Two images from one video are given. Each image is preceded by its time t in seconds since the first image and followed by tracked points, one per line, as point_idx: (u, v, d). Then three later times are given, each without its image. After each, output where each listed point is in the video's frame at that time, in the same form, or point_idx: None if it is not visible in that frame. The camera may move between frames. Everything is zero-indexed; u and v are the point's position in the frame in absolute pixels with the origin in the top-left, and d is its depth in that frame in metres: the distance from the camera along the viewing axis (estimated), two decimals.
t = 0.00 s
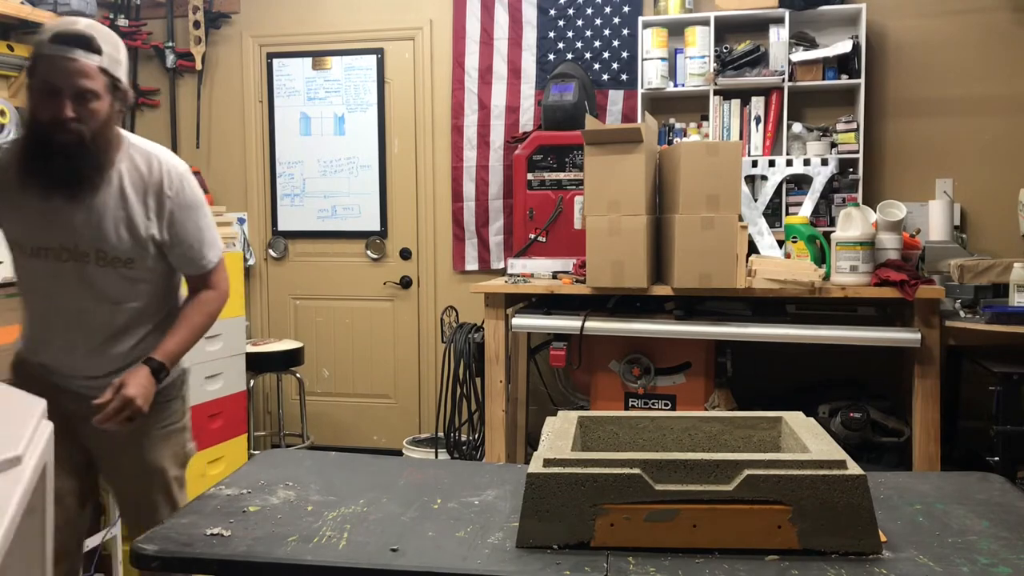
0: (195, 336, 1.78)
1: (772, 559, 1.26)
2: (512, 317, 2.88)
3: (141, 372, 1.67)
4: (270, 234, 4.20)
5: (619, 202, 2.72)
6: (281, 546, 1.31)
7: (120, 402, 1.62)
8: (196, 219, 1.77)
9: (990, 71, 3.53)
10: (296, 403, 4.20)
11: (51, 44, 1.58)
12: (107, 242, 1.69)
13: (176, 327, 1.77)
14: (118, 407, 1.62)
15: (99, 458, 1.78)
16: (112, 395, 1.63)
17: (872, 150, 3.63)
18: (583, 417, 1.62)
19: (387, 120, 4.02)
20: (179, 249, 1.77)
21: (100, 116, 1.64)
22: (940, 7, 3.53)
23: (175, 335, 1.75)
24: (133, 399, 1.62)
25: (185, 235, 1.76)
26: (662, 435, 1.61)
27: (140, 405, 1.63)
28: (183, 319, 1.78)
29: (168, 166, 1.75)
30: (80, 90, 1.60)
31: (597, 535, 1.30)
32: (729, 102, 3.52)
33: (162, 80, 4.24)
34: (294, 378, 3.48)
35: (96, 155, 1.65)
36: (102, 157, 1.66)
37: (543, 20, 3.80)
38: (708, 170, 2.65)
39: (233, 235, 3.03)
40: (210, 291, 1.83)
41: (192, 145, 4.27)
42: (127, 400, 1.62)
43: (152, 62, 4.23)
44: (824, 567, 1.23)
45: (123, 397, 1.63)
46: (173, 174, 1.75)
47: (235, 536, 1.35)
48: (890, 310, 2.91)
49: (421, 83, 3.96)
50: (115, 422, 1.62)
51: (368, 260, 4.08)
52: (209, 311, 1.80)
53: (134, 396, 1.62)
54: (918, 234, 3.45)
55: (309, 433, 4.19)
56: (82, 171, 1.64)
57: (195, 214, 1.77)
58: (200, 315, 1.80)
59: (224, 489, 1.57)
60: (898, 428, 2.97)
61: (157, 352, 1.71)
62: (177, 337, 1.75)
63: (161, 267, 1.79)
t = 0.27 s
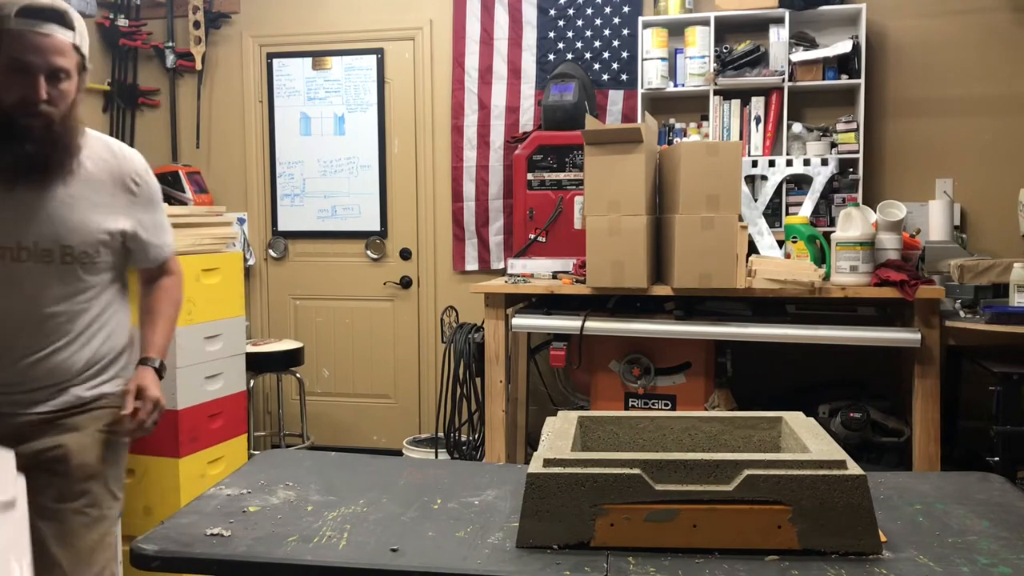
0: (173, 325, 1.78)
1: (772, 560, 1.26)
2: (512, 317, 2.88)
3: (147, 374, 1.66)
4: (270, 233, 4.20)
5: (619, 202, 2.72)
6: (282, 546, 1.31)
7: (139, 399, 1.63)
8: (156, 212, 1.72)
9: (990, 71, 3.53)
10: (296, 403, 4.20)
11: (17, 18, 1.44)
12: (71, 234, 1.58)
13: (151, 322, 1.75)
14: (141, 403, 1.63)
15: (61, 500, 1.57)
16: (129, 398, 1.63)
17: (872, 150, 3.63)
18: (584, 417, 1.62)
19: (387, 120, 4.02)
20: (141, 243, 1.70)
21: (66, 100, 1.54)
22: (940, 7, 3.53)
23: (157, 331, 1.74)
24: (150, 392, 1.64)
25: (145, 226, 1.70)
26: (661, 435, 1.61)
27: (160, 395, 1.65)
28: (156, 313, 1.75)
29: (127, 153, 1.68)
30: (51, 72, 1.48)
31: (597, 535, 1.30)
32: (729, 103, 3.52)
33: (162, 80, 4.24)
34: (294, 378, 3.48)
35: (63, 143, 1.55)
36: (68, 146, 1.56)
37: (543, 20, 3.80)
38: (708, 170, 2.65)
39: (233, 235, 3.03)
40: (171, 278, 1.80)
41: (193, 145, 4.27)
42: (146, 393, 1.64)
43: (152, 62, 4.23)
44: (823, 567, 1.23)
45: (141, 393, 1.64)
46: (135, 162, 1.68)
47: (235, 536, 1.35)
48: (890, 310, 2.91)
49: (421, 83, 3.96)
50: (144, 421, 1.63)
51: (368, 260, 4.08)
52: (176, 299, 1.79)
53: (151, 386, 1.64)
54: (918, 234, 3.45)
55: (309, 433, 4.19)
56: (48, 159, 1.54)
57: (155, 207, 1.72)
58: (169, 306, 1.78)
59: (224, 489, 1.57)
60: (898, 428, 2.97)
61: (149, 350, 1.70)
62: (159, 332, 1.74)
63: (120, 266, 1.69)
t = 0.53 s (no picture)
0: (128, 340, 1.62)
1: (772, 560, 1.26)
2: (512, 317, 2.88)
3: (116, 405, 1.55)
4: (270, 233, 4.20)
5: (619, 202, 2.72)
6: (281, 546, 1.31)
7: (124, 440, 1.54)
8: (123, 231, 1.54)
9: (990, 71, 3.53)
10: (296, 403, 4.20)
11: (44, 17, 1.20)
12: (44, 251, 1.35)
13: (112, 345, 1.57)
14: (123, 442, 1.55)
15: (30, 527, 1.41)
16: (111, 440, 1.53)
17: (872, 150, 3.63)
18: (584, 417, 1.62)
19: (387, 120, 4.02)
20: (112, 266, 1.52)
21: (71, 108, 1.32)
22: (940, 7, 3.53)
23: (118, 353, 1.58)
24: (130, 426, 1.56)
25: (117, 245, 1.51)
26: (661, 435, 1.61)
27: (139, 428, 1.58)
28: (116, 333, 1.58)
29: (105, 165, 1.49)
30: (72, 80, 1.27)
31: (597, 535, 1.30)
32: (729, 103, 3.52)
33: (162, 80, 4.24)
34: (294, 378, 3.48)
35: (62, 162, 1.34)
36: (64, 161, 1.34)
37: (543, 20, 3.80)
38: (708, 170, 2.65)
39: (233, 235, 3.03)
40: (124, 289, 1.58)
41: (192, 145, 4.27)
42: (130, 433, 1.55)
43: (152, 62, 4.23)
44: (823, 566, 1.23)
45: (121, 429, 1.55)
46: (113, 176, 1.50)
47: (235, 536, 1.35)
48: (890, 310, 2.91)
49: (420, 83, 3.96)
50: (128, 460, 1.55)
51: (368, 260, 4.08)
52: (131, 311, 1.60)
53: (132, 423, 1.56)
54: (918, 234, 3.45)
55: (309, 433, 4.19)
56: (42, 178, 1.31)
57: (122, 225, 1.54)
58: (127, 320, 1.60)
59: (223, 489, 1.57)
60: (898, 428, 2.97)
61: (115, 380, 1.56)
62: (119, 354, 1.59)
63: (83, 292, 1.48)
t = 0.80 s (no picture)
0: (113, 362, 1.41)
1: (772, 560, 1.26)
2: (512, 317, 2.88)
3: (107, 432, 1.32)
4: (270, 233, 4.20)
5: (619, 202, 2.72)
6: (281, 546, 1.31)
7: (129, 471, 1.31)
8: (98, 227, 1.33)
9: (990, 71, 3.53)
10: (296, 403, 4.20)
11: None
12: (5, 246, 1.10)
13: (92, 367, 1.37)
14: (130, 474, 1.32)
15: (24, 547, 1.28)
16: (114, 474, 1.30)
17: (872, 150, 3.63)
18: (583, 417, 1.62)
19: (387, 120, 4.02)
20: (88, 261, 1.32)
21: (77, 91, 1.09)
22: (940, 7, 3.53)
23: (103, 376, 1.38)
24: (132, 454, 1.32)
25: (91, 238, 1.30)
26: (661, 435, 1.61)
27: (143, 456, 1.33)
28: (96, 355, 1.38)
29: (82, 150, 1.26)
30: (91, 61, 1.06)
31: (597, 535, 1.30)
32: (729, 102, 3.52)
33: (162, 80, 4.24)
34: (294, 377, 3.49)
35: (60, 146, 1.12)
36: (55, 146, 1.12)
37: (543, 20, 3.80)
38: (708, 170, 2.65)
39: (233, 236, 3.04)
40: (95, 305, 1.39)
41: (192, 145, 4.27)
42: (136, 461, 1.32)
43: (152, 62, 4.23)
44: (823, 566, 1.23)
45: (124, 460, 1.32)
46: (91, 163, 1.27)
47: (235, 536, 1.35)
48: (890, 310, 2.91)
49: (420, 83, 3.96)
50: (139, 495, 1.32)
51: (368, 260, 4.08)
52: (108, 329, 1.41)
53: (136, 449, 1.33)
54: (918, 234, 3.45)
55: (309, 434, 4.19)
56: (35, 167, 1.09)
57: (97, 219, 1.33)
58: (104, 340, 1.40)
59: (223, 489, 1.57)
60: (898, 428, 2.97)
61: (105, 404, 1.35)
62: (104, 377, 1.38)
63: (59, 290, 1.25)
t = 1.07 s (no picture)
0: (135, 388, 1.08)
1: (772, 559, 1.26)
2: (512, 317, 2.88)
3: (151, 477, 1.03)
4: (269, 233, 4.20)
5: (618, 202, 2.72)
6: (281, 546, 1.31)
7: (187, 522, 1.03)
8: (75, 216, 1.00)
9: (991, 71, 3.52)
10: (296, 403, 4.20)
11: None
12: None
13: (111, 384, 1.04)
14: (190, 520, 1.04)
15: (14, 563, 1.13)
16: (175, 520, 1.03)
17: (872, 150, 3.63)
18: (584, 417, 1.62)
19: (387, 120, 4.02)
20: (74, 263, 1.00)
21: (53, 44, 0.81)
22: (940, 7, 3.53)
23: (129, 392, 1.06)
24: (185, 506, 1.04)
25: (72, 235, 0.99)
26: (662, 435, 1.61)
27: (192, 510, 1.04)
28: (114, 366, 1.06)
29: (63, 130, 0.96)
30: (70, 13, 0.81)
31: (597, 535, 1.30)
32: (729, 102, 3.52)
33: (162, 80, 4.24)
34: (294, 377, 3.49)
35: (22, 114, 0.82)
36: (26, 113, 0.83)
37: (543, 20, 3.80)
38: (708, 170, 2.65)
39: (233, 235, 3.03)
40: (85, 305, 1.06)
41: (192, 145, 4.27)
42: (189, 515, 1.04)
43: (152, 62, 4.23)
44: (823, 567, 1.23)
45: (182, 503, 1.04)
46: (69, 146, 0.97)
47: (235, 536, 1.35)
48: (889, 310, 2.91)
49: (420, 83, 3.96)
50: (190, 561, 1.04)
51: (368, 260, 4.08)
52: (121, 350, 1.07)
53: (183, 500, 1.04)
54: (918, 234, 3.45)
55: (309, 433, 4.19)
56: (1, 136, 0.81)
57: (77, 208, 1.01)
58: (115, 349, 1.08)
59: (223, 489, 1.57)
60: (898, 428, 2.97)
61: (146, 429, 1.04)
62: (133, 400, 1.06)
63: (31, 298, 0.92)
